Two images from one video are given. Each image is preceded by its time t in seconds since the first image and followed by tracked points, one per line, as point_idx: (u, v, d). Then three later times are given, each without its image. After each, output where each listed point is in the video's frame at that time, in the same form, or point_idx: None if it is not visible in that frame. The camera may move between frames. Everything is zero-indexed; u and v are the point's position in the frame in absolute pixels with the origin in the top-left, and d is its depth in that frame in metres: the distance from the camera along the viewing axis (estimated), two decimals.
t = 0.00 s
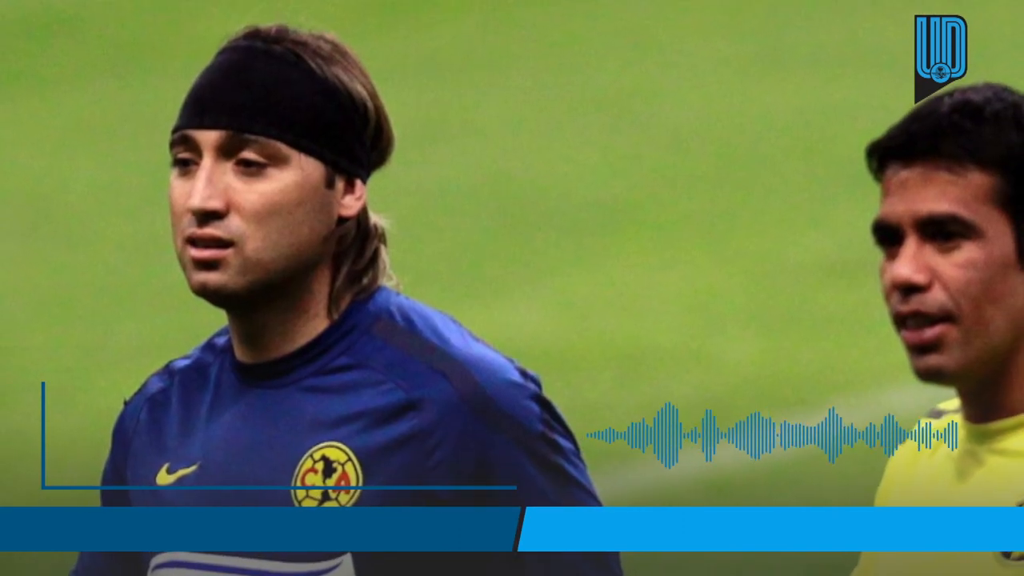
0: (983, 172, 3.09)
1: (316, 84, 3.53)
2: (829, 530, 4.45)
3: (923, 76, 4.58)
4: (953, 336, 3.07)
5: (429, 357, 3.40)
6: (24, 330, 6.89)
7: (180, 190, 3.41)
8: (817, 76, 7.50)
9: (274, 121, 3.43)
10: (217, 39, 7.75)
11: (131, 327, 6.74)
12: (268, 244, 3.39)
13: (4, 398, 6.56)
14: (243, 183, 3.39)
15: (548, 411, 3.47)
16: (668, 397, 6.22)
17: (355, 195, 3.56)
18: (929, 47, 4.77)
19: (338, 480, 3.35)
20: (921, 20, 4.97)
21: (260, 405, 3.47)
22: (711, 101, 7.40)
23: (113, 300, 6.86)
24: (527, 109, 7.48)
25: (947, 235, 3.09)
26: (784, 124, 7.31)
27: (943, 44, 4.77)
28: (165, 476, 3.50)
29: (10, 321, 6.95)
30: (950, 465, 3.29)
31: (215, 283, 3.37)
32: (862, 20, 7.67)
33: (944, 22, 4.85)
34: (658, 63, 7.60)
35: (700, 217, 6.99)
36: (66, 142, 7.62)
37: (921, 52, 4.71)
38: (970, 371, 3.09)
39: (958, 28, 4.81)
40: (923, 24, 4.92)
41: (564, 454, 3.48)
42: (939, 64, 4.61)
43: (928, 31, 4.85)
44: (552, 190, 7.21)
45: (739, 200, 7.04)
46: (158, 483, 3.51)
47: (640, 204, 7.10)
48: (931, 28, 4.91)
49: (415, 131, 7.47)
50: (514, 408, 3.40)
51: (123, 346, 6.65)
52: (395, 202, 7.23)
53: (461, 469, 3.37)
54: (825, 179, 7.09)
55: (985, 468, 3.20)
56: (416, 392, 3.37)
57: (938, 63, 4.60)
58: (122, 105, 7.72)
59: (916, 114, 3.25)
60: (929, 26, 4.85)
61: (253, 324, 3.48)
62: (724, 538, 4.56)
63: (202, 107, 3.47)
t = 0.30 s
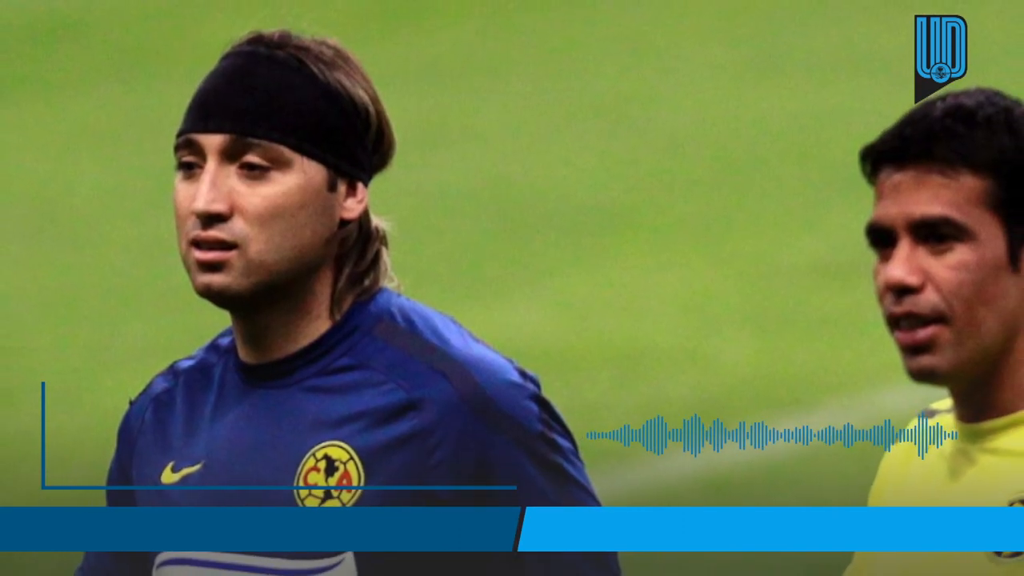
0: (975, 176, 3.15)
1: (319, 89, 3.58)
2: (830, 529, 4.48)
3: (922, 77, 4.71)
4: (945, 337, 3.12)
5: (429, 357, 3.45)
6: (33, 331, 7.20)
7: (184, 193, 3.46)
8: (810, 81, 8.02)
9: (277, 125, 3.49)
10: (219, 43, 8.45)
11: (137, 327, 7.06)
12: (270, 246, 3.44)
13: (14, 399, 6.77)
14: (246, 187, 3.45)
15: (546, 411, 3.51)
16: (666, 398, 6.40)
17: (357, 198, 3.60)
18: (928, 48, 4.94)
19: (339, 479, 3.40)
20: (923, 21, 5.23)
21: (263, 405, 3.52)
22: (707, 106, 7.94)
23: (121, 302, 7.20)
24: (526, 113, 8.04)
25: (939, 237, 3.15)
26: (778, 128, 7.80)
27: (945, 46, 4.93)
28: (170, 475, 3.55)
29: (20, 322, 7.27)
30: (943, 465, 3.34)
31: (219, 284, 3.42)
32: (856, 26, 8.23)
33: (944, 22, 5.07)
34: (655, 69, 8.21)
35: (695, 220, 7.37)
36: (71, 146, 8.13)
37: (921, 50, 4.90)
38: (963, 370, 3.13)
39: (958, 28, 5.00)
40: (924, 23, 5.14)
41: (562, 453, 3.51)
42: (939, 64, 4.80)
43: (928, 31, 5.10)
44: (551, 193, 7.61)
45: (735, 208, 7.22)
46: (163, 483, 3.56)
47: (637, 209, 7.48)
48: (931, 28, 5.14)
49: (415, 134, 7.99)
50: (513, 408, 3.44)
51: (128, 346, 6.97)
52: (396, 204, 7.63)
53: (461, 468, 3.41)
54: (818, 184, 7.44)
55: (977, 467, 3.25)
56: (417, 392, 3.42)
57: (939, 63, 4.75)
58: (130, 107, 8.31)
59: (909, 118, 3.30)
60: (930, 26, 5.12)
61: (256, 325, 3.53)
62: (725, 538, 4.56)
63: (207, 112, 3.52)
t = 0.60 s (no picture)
0: (967, 177, 3.21)
1: (321, 91, 3.63)
2: (828, 529, 4.54)
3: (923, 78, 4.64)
4: (937, 335, 3.19)
5: (430, 356, 3.50)
6: (40, 329, 7.12)
7: (189, 194, 3.52)
8: (804, 81, 7.64)
9: (279, 127, 3.54)
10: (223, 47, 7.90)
11: (143, 326, 6.98)
12: (274, 246, 3.50)
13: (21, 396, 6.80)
14: (249, 188, 3.51)
15: (545, 408, 3.56)
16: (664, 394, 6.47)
17: (358, 199, 3.66)
18: (930, 44, 4.87)
19: (341, 476, 3.46)
20: (921, 21, 5.03)
21: (266, 402, 3.57)
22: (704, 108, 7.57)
23: (126, 301, 7.11)
24: (525, 115, 7.73)
25: (931, 237, 3.21)
26: (771, 130, 7.48)
27: (943, 45, 4.83)
28: (175, 471, 3.60)
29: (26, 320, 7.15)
30: (935, 461, 3.40)
31: (223, 284, 3.49)
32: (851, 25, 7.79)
33: (943, 21, 4.98)
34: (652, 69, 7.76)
35: (690, 221, 7.25)
36: (79, 147, 7.86)
37: (921, 50, 4.78)
38: (955, 369, 3.20)
39: (958, 28, 4.91)
40: (923, 22, 5.01)
41: (560, 450, 3.56)
42: (939, 64, 4.70)
43: (928, 31, 4.96)
44: (549, 194, 7.46)
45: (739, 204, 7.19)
46: (169, 480, 3.61)
47: (634, 209, 7.38)
48: (931, 28, 5.00)
49: (415, 136, 7.75)
50: (512, 405, 3.49)
51: (133, 344, 6.91)
52: (397, 205, 7.51)
53: (461, 465, 3.47)
54: (813, 184, 7.32)
55: (968, 464, 3.30)
56: (418, 390, 3.47)
57: (939, 63, 4.69)
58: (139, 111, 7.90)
59: (902, 120, 3.36)
60: (930, 26, 4.98)
61: (259, 323, 3.58)
62: (725, 538, 4.67)
63: (211, 114, 3.58)
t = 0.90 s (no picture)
0: (959, 176, 3.27)
1: (323, 92, 3.70)
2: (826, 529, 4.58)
3: (923, 78, 4.63)
4: (930, 331, 3.25)
5: (430, 352, 3.55)
6: (48, 326, 7.62)
7: (193, 193, 3.57)
8: (799, 84, 8.17)
9: (283, 126, 3.60)
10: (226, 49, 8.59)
11: (146, 323, 7.38)
12: (276, 244, 3.55)
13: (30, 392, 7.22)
14: (252, 186, 3.55)
15: (543, 404, 3.59)
16: (660, 392, 6.80)
17: (359, 198, 3.71)
18: (931, 45, 4.89)
19: (343, 470, 3.49)
20: (923, 22, 5.10)
21: (270, 398, 3.62)
22: (698, 108, 8.14)
23: (130, 299, 7.48)
24: (525, 115, 8.22)
25: (924, 236, 3.26)
26: (767, 130, 7.98)
27: (944, 44, 4.84)
28: (179, 465, 3.64)
29: (34, 320, 7.66)
30: (927, 456, 3.45)
31: (227, 281, 3.52)
32: (845, 30, 8.36)
33: (945, 22, 5.00)
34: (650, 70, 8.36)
35: (686, 219, 7.62)
36: (85, 147, 8.38)
37: (923, 51, 4.81)
38: (947, 365, 3.26)
39: (957, 28, 4.93)
40: (926, 22, 5.07)
41: (559, 445, 3.59)
42: (940, 64, 4.70)
43: (928, 31, 5.01)
44: (548, 193, 7.87)
45: (723, 202, 7.70)
46: (172, 474, 3.65)
47: (631, 207, 7.77)
48: (931, 28, 5.05)
49: (417, 136, 8.14)
50: (511, 401, 3.53)
51: (138, 340, 7.30)
52: (399, 204, 7.85)
53: (462, 461, 3.50)
54: (806, 182, 7.67)
55: (958, 459, 3.36)
56: (419, 385, 3.51)
57: (938, 64, 4.68)
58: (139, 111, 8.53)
59: (895, 121, 3.43)
60: (931, 26, 5.03)
61: (262, 320, 3.62)
62: (726, 537, 4.83)
63: (214, 114, 3.63)
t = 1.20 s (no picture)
0: (951, 172, 3.33)
1: (325, 90, 3.76)
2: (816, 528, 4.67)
3: (923, 77, 4.16)
4: (921, 326, 3.31)
5: (430, 347, 3.60)
6: (53, 321, 7.95)
7: (196, 190, 3.62)
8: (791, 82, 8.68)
9: (286, 125, 3.66)
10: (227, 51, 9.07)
11: (153, 317, 7.82)
12: (279, 240, 3.60)
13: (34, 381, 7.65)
14: (255, 184, 3.61)
15: (542, 398, 3.64)
16: (656, 385, 7.23)
17: (361, 195, 3.78)
18: (929, 46, 4.44)
19: (344, 463, 3.54)
20: (920, 21, 4.62)
21: (272, 392, 3.67)
22: (694, 106, 8.61)
23: (135, 294, 7.95)
24: (523, 113, 8.60)
25: (916, 231, 3.32)
26: (762, 128, 8.44)
27: (943, 45, 4.43)
28: (183, 458, 3.70)
29: (40, 312, 8.03)
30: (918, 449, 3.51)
31: (230, 277, 3.58)
32: (839, 29, 8.80)
33: (943, 21, 4.53)
34: (644, 71, 8.78)
35: (682, 216, 8.18)
36: (90, 145, 8.93)
37: (921, 51, 4.38)
38: (938, 360, 3.32)
39: (959, 28, 4.49)
40: (922, 23, 4.59)
41: (557, 438, 3.63)
42: (939, 64, 4.27)
43: (926, 31, 4.52)
44: (546, 189, 8.33)
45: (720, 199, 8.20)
46: (176, 466, 3.70)
47: (628, 204, 8.28)
48: (930, 29, 4.56)
49: (419, 133, 8.60)
50: (510, 395, 3.58)
51: (143, 335, 7.69)
52: (398, 199, 8.31)
53: (462, 454, 3.55)
54: (800, 180, 8.14)
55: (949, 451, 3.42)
56: (419, 379, 3.57)
57: (939, 63, 4.28)
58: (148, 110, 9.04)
59: (888, 118, 3.48)
60: (929, 26, 4.53)
61: (265, 316, 3.68)
62: (724, 538, 4.93)
63: (218, 113, 3.69)
